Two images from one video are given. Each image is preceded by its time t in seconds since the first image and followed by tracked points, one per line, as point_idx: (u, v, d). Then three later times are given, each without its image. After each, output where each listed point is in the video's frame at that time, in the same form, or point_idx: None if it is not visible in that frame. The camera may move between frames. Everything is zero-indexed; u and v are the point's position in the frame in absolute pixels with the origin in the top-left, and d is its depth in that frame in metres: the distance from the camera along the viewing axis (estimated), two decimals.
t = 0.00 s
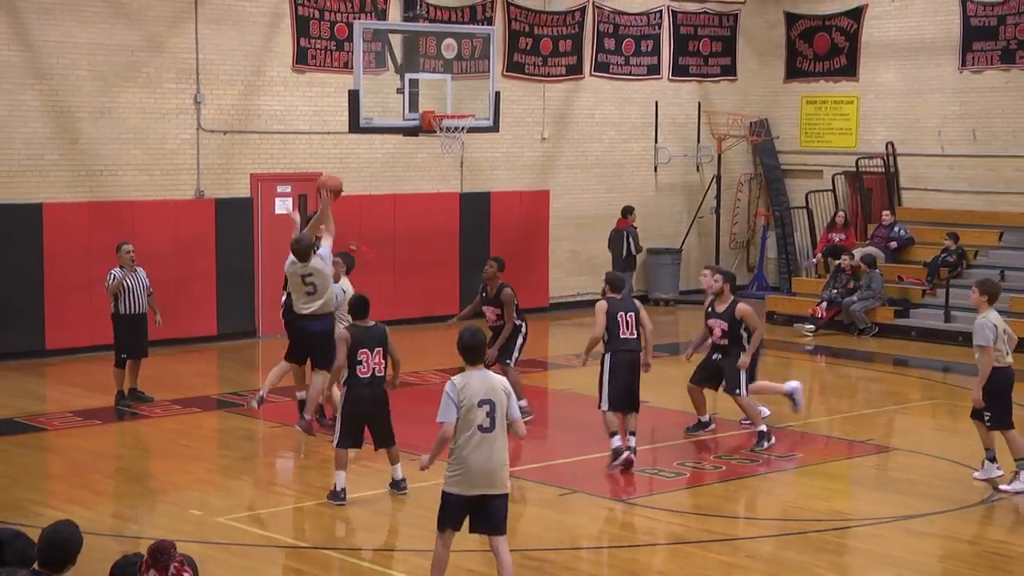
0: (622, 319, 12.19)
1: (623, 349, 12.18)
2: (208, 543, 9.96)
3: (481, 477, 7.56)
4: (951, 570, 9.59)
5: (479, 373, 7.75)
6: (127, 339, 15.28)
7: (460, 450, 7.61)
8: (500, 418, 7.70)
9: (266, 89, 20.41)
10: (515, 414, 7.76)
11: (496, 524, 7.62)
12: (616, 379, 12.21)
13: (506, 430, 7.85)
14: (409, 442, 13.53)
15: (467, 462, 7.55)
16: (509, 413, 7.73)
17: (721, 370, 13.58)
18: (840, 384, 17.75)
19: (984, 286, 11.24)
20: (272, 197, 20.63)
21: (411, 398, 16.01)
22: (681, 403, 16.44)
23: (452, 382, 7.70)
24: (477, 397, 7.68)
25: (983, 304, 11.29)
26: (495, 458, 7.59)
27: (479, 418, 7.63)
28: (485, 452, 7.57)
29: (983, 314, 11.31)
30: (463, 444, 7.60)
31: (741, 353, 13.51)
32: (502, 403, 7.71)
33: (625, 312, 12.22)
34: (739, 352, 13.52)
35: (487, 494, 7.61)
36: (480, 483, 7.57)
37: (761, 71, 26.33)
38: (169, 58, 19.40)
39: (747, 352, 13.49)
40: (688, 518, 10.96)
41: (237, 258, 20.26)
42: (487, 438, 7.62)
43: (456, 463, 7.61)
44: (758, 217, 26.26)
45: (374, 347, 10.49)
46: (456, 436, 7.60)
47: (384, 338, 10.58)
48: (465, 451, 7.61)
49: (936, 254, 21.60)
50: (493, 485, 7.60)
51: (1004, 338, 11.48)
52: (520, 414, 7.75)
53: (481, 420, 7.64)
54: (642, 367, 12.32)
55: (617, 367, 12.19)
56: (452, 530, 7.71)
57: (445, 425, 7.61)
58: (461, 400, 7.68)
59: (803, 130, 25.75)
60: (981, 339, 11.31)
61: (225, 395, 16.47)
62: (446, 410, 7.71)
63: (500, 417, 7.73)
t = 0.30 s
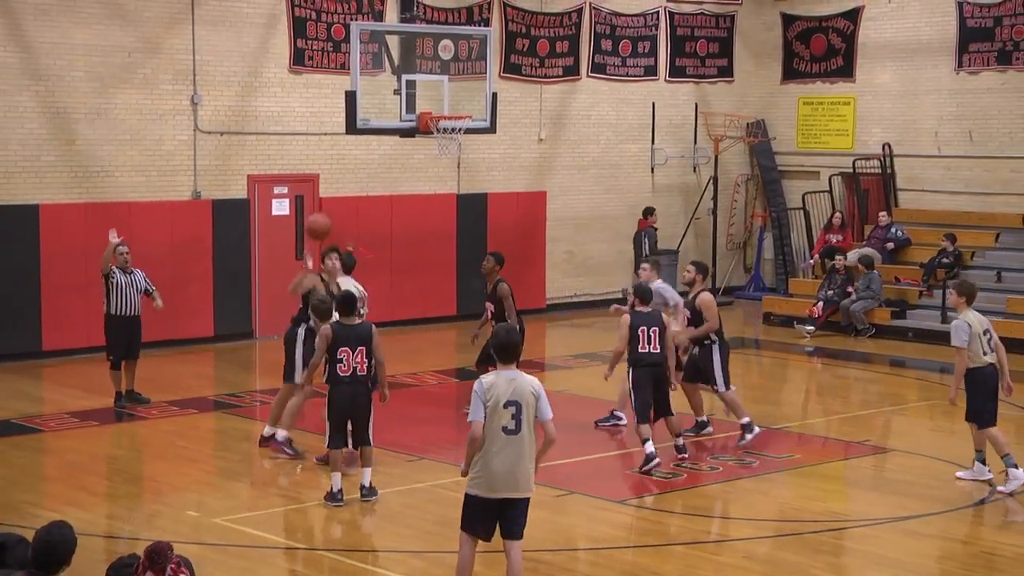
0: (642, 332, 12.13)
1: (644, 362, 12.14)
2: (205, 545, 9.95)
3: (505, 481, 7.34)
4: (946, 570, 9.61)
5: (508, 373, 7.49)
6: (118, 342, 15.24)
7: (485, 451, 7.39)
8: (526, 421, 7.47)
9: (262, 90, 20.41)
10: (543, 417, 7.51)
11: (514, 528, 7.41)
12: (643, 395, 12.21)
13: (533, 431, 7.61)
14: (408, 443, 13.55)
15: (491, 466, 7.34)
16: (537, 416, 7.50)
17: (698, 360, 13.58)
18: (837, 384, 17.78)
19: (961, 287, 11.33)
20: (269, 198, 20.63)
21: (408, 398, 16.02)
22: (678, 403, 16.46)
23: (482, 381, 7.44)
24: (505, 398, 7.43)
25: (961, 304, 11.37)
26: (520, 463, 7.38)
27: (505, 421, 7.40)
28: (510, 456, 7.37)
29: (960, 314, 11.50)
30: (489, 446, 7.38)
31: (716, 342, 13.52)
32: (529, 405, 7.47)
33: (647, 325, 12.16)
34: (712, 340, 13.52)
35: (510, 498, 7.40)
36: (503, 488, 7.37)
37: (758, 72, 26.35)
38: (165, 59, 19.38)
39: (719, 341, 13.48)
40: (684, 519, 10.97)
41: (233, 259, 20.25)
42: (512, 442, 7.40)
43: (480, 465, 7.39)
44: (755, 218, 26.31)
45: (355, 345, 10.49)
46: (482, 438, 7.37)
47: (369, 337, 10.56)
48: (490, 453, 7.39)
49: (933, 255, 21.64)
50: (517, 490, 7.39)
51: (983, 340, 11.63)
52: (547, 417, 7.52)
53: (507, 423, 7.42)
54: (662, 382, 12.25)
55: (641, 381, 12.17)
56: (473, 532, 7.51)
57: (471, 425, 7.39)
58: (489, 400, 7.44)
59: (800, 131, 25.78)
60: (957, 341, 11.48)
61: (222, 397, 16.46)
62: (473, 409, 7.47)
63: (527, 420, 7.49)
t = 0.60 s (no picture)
0: (660, 320, 12.69)
1: (659, 349, 12.70)
2: (206, 544, 9.95)
3: (524, 485, 7.31)
4: (947, 570, 9.61)
5: (526, 376, 7.44)
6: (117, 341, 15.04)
7: (504, 455, 7.34)
8: (543, 424, 7.44)
9: (263, 90, 20.41)
10: (558, 420, 7.49)
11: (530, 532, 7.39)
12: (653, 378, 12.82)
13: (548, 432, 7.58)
14: (409, 443, 13.57)
15: (510, 469, 7.31)
16: (554, 419, 7.47)
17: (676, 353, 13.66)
18: (837, 384, 17.78)
19: (952, 279, 11.58)
20: (270, 198, 20.64)
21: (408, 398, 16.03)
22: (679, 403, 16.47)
23: (499, 382, 7.39)
24: (522, 401, 7.39)
25: (951, 297, 11.52)
26: (537, 467, 7.36)
27: (523, 424, 7.37)
28: (529, 459, 7.34)
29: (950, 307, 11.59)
30: (507, 449, 7.34)
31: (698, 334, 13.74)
32: (546, 408, 7.44)
33: (664, 313, 12.72)
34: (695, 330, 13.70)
35: (528, 501, 7.37)
36: (520, 492, 7.34)
37: (758, 72, 26.36)
38: (166, 59, 19.39)
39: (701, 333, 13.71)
40: (685, 519, 10.97)
41: (234, 258, 20.26)
42: (530, 445, 7.37)
43: (499, 468, 7.35)
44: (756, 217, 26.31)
45: (352, 345, 10.46)
46: (500, 441, 7.33)
47: (366, 335, 10.55)
48: (508, 457, 7.35)
49: (934, 255, 21.65)
50: (534, 494, 7.37)
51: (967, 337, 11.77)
52: (563, 419, 7.49)
53: (524, 426, 7.38)
54: (674, 370, 12.78)
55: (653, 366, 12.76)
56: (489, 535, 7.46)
57: (489, 428, 7.33)
58: (507, 403, 7.40)
59: (801, 131, 25.78)
60: (949, 332, 11.57)
61: (223, 396, 16.46)
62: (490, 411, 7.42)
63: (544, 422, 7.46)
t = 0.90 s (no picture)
0: (666, 317, 12.77)
1: (664, 346, 12.79)
2: (210, 543, 9.94)
3: (546, 491, 7.33)
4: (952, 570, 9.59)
5: (535, 381, 7.42)
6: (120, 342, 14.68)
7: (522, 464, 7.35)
8: (558, 428, 7.43)
9: (267, 88, 20.42)
10: (573, 422, 7.49)
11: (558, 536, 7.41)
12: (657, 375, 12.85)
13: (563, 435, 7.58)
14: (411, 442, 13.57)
15: (530, 477, 7.32)
16: (568, 422, 7.46)
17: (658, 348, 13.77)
18: (842, 383, 17.76)
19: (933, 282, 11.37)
20: (274, 196, 20.64)
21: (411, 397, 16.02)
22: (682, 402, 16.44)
23: (508, 391, 7.38)
24: (535, 407, 7.37)
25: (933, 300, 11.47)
26: (555, 472, 7.38)
27: (537, 431, 7.36)
28: (547, 466, 7.35)
29: (931, 308, 11.56)
30: (525, 458, 7.34)
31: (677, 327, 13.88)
32: (559, 412, 7.43)
33: (670, 310, 12.80)
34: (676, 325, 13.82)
35: (552, 506, 7.40)
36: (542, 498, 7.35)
37: (763, 71, 26.35)
38: (171, 57, 19.40)
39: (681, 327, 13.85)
40: (690, 517, 10.95)
41: (238, 257, 20.26)
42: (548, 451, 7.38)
43: (518, 477, 7.36)
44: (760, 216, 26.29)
45: (337, 345, 10.54)
46: (517, 450, 7.33)
47: (346, 334, 10.63)
48: (526, 465, 7.36)
49: (938, 254, 21.65)
50: (556, 499, 7.39)
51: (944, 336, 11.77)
52: (577, 421, 7.49)
53: (539, 433, 7.37)
54: (678, 366, 12.87)
55: (657, 362, 12.82)
56: (517, 542, 7.50)
57: (504, 438, 7.32)
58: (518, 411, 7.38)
59: (805, 130, 25.76)
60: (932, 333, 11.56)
61: (227, 395, 16.47)
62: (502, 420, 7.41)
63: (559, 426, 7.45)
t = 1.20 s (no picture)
0: (694, 315, 13.16)
1: (689, 343, 13.19)
2: (224, 542, 9.96)
3: (569, 487, 7.33)
4: (966, 569, 9.58)
5: (553, 377, 7.39)
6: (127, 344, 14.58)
7: (544, 462, 7.33)
8: (577, 423, 7.43)
9: (280, 87, 20.44)
10: (590, 416, 7.50)
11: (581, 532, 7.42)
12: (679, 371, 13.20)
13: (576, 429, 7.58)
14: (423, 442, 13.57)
15: (554, 474, 7.32)
16: (585, 416, 7.47)
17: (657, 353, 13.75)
18: (854, 383, 17.72)
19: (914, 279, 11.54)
20: (286, 195, 20.66)
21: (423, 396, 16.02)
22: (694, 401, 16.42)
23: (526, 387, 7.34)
24: (555, 403, 7.36)
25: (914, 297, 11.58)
26: (577, 468, 7.38)
27: (558, 427, 7.35)
28: (568, 462, 7.35)
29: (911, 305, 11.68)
30: (546, 455, 7.33)
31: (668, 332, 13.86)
32: (577, 407, 7.42)
33: (696, 308, 13.19)
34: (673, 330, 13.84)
35: (574, 502, 7.41)
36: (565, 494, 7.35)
37: (775, 70, 26.31)
38: (183, 57, 19.43)
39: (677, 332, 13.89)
40: (703, 517, 10.94)
41: (250, 257, 20.29)
42: (569, 447, 7.37)
43: (540, 475, 7.34)
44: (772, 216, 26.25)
45: (336, 342, 10.54)
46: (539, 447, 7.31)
47: (344, 330, 10.63)
48: (548, 462, 7.34)
49: (951, 254, 21.60)
50: (578, 495, 7.40)
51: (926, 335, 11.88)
52: (594, 415, 7.50)
53: (559, 429, 7.36)
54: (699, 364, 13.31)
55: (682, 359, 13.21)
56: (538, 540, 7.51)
57: (526, 435, 7.29)
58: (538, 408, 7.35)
59: (818, 129, 25.71)
60: (911, 332, 11.66)
61: (239, 394, 16.51)
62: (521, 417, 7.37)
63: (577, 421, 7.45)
